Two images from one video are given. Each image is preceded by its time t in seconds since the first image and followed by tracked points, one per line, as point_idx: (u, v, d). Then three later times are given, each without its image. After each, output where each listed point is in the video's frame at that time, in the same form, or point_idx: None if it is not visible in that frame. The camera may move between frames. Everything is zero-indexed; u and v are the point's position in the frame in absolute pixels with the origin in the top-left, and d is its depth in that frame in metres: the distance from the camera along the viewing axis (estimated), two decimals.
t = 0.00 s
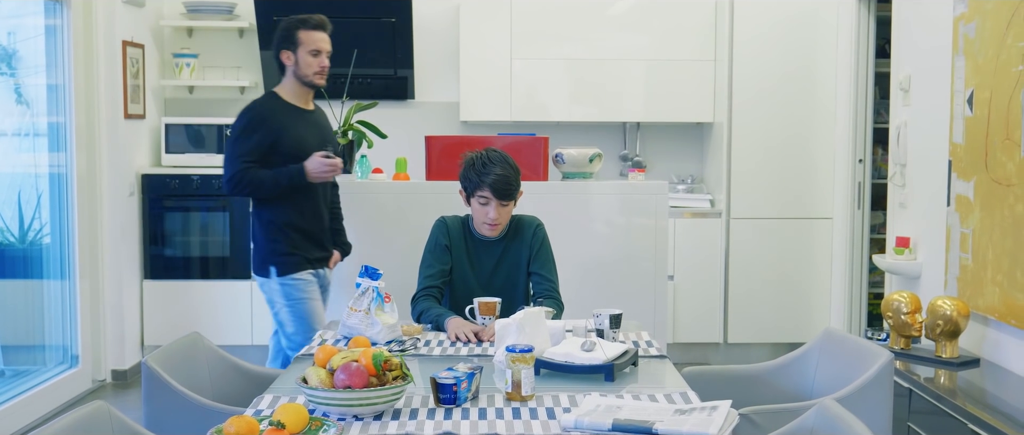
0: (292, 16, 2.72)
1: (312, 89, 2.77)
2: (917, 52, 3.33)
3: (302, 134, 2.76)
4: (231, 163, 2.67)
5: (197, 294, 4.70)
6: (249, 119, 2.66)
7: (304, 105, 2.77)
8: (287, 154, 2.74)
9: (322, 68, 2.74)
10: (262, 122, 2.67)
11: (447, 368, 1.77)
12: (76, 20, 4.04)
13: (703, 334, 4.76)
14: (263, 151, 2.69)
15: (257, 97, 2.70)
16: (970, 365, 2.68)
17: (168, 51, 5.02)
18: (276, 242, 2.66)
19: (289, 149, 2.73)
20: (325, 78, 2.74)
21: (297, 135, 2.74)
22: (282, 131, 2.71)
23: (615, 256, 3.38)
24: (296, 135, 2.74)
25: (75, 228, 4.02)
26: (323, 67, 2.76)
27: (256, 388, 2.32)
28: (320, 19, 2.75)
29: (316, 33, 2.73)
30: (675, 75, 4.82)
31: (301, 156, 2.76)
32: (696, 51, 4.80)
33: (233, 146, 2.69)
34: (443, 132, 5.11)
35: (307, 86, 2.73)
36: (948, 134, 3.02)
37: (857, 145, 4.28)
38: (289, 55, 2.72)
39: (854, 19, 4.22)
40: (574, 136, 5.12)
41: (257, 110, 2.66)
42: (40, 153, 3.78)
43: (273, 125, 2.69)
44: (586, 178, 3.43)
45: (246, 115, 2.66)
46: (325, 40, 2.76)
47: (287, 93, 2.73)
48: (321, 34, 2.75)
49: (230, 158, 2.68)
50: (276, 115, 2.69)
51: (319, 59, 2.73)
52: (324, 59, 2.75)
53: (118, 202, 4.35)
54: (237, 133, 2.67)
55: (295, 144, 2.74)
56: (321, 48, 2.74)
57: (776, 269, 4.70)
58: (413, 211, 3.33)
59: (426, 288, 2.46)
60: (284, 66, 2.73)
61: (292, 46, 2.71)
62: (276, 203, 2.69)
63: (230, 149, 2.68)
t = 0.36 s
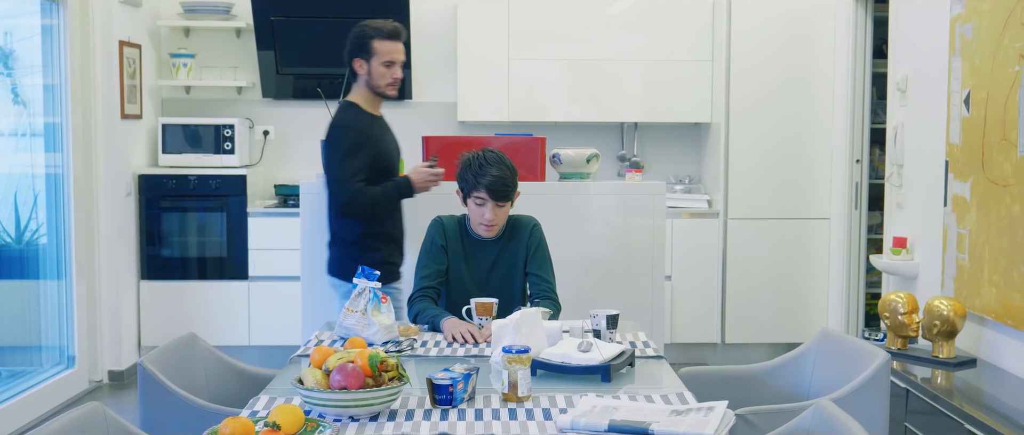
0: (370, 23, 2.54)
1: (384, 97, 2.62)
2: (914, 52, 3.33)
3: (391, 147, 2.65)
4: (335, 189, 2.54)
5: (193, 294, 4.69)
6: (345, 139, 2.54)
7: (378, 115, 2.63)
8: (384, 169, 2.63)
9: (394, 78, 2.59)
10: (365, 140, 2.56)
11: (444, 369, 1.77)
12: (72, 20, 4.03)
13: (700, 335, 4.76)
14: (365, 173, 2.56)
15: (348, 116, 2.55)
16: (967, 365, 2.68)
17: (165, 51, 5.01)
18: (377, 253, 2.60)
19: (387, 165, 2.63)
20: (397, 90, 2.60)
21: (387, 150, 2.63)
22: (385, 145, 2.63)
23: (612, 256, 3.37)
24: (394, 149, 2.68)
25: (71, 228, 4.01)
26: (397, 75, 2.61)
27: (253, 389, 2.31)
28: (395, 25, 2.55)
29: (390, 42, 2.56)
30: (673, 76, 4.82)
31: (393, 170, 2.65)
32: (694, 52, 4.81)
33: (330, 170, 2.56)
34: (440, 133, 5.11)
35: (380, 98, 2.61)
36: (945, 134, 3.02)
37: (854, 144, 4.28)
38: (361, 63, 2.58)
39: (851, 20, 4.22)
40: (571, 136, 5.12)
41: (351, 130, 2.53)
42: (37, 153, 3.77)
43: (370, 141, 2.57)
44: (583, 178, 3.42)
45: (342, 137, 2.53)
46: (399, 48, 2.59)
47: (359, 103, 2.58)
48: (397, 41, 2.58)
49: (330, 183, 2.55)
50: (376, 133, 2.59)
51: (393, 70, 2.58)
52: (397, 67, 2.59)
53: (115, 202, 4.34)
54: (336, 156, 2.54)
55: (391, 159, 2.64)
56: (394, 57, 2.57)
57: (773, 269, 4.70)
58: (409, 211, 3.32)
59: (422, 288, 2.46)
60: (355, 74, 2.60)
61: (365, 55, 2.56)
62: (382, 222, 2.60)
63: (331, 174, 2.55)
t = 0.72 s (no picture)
0: (445, 23, 2.73)
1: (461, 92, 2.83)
2: (911, 53, 3.33)
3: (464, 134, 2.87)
4: (428, 175, 2.77)
5: (190, 294, 4.69)
6: (429, 130, 2.76)
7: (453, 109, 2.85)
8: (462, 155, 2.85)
9: (468, 76, 2.79)
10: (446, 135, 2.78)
11: (441, 370, 1.77)
12: (69, 20, 4.02)
13: (697, 335, 4.76)
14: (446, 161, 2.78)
15: (428, 108, 2.77)
16: (964, 365, 2.68)
17: (162, 52, 5.01)
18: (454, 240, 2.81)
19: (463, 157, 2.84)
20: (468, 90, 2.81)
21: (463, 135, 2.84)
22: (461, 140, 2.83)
23: (610, 257, 3.37)
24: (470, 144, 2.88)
25: (68, 229, 4.01)
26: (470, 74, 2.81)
27: (250, 391, 2.31)
28: (471, 23, 2.75)
29: (466, 41, 2.76)
30: (670, 76, 4.82)
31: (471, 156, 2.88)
32: (691, 52, 4.81)
33: (413, 158, 2.78)
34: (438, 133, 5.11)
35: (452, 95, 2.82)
36: (942, 134, 3.02)
37: (851, 145, 4.28)
38: (437, 60, 2.80)
39: (848, 20, 4.22)
40: (569, 137, 5.12)
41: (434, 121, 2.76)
42: (33, 153, 3.76)
43: (450, 130, 2.79)
44: (580, 179, 3.42)
45: (428, 128, 2.76)
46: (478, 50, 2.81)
47: (435, 97, 2.79)
48: (476, 43, 2.77)
49: (416, 171, 2.78)
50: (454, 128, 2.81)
51: (466, 69, 2.78)
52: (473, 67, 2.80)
53: (111, 203, 4.33)
54: (420, 146, 2.76)
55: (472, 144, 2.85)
56: (471, 57, 2.79)
57: (770, 269, 4.70)
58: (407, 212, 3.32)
59: (421, 290, 2.45)
60: (432, 70, 2.82)
61: (441, 53, 2.78)
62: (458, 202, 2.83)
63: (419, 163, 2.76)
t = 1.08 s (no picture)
0: (514, 29, 2.75)
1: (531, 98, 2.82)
2: (907, 54, 3.33)
3: (533, 141, 2.84)
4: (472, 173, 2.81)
5: (187, 295, 4.68)
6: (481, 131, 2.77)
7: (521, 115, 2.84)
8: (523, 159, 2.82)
9: (536, 82, 2.79)
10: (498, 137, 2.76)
11: (438, 371, 1.77)
12: (66, 20, 4.01)
13: (695, 335, 4.76)
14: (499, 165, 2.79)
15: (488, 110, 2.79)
16: (961, 365, 2.68)
17: (159, 52, 5.00)
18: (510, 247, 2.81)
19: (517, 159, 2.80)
20: (535, 94, 2.79)
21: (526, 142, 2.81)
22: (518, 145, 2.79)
23: (608, 257, 3.37)
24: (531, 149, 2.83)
25: (64, 229, 4.00)
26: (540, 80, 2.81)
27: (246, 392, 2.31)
28: (539, 28, 2.74)
29: (535, 46, 2.75)
30: (667, 77, 4.82)
31: (535, 162, 2.84)
32: (688, 53, 4.81)
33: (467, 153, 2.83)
34: (434, 134, 5.11)
35: (519, 100, 2.81)
36: (938, 135, 3.03)
37: (848, 145, 4.29)
38: (508, 66, 2.81)
39: (845, 20, 4.23)
40: (566, 137, 5.12)
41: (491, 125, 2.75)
42: (29, 154, 3.75)
43: (508, 133, 2.78)
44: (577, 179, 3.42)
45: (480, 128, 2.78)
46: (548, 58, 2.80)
47: (505, 102, 2.79)
48: (545, 49, 2.77)
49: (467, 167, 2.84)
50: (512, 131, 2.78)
51: (533, 75, 2.78)
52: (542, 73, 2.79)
53: (108, 203, 4.33)
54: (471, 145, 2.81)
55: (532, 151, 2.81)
56: (541, 64, 2.78)
57: (767, 270, 4.71)
58: (405, 212, 3.32)
59: (418, 291, 2.45)
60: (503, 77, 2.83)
61: (512, 59, 2.79)
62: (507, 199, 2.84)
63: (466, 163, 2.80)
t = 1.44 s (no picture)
0: (569, 26, 2.85)
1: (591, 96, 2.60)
2: (904, 55, 3.34)
3: (581, 139, 2.86)
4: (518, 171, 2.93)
5: (184, 297, 4.67)
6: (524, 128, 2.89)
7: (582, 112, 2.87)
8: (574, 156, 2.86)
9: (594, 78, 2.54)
10: (540, 132, 2.85)
11: (437, 372, 1.77)
12: (63, 21, 4.01)
13: (692, 336, 4.77)
14: (541, 159, 2.86)
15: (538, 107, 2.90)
16: (958, 366, 2.68)
17: (156, 53, 4.99)
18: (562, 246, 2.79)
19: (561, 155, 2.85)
20: (594, 89, 2.83)
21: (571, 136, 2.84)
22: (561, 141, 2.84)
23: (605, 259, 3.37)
24: (576, 145, 2.85)
25: (61, 230, 3.99)
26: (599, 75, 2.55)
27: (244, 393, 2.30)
28: (594, 24, 2.83)
29: (591, 43, 2.84)
30: (663, 78, 4.83)
31: (582, 159, 2.86)
32: (685, 54, 4.81)
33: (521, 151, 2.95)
34: (431, 135, 5.11)
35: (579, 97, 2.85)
36: (935, 136, 3.03)
37: (845, 146, 4.29)
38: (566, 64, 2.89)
39: (842, 21, 4.24)
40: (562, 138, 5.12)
41: (536, 117, 2.85)
42: (26, 155, 3.74)
43: (553, 130, 2.84)
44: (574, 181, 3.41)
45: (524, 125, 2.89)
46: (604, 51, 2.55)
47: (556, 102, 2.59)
48: (601, 42, 2.84)
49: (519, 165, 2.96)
50: (556, 126, 2.84)
51: (592, 70, 2.84)
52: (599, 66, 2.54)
53: (105, 204, 4.32)
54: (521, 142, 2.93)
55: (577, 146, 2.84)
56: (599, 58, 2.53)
57: (764, 270, 4.71)
58: (402, 213, 3.32)
59: (415, 292, 2.45)
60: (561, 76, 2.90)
61: (569, 57, 2.87)
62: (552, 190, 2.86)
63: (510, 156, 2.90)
